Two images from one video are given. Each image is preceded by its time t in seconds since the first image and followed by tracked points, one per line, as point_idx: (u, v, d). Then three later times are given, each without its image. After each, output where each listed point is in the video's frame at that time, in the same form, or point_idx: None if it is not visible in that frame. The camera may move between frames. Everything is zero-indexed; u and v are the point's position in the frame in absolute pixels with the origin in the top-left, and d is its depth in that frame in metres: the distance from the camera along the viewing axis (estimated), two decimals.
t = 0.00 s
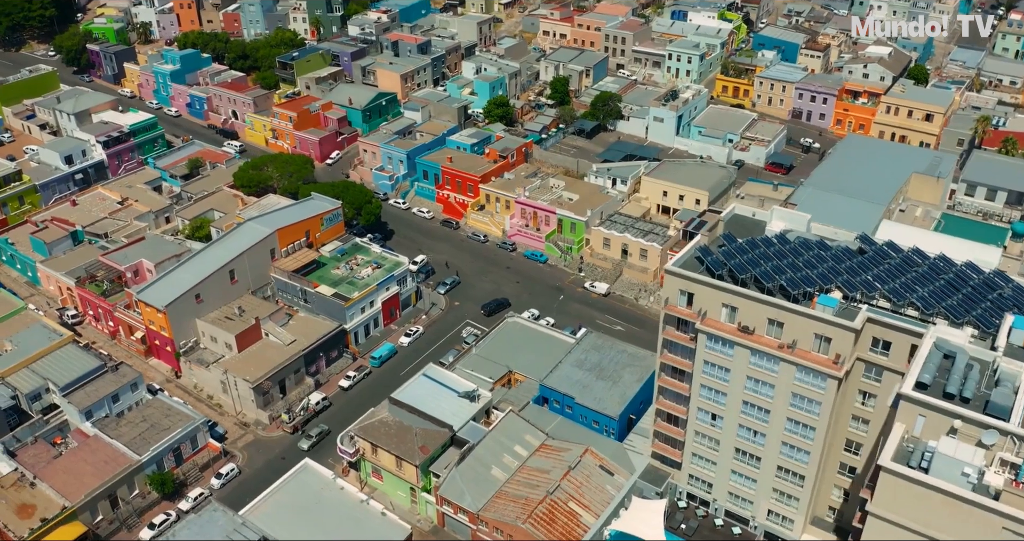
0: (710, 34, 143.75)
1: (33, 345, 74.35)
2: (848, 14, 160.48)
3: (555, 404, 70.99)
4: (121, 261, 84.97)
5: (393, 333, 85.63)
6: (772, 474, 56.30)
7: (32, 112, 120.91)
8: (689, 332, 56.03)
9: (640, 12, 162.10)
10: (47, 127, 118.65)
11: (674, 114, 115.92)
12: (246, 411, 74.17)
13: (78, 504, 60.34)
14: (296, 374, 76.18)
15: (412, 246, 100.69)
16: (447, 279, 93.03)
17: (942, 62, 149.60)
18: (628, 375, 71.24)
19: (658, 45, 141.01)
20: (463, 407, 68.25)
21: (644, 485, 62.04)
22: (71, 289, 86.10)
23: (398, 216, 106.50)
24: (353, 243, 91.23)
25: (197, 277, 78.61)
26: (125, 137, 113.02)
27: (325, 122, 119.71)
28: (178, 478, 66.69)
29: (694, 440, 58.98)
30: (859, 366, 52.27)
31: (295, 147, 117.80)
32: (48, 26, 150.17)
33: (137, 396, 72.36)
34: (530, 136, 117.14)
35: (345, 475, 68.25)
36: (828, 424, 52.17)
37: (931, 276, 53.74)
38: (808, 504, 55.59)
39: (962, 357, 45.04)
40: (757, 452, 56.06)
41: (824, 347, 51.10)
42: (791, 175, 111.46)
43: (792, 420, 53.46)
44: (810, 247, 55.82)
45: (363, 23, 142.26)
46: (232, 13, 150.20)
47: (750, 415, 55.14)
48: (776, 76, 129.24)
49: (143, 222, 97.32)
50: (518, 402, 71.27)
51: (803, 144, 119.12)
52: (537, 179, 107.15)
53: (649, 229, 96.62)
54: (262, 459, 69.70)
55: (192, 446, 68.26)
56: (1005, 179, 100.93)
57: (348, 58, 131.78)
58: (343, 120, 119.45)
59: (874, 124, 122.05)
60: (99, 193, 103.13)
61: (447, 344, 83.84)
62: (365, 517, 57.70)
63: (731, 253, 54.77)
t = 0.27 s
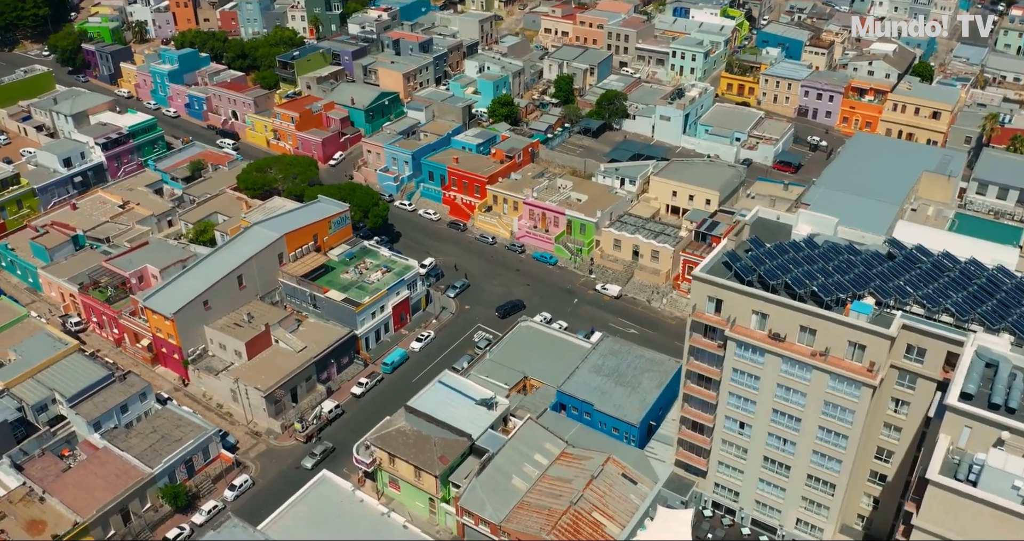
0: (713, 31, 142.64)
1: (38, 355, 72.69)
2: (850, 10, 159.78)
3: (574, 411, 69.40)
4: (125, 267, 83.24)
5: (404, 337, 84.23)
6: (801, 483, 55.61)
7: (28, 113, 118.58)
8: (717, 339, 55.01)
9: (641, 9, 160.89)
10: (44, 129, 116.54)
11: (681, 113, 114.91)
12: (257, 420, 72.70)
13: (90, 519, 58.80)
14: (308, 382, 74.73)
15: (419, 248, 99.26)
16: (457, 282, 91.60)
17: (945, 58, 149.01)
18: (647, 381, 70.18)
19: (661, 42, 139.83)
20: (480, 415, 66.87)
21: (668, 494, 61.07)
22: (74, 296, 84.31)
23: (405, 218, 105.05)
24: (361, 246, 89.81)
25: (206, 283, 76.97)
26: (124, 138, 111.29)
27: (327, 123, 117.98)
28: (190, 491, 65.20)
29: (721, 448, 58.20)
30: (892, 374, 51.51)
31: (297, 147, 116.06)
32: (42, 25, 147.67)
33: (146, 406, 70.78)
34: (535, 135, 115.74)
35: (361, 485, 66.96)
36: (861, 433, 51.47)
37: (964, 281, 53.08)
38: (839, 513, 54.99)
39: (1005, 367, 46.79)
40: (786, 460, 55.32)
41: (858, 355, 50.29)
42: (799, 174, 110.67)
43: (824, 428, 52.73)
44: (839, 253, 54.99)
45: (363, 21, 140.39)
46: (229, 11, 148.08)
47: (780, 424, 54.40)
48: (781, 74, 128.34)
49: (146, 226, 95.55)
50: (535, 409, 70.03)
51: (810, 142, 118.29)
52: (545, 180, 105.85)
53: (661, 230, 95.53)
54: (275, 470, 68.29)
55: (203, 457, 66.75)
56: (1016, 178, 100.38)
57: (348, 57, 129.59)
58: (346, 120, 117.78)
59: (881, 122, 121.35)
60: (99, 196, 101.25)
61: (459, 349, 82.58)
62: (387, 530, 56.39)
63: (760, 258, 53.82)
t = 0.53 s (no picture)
0: (716, 29, 141.71)
1: (43, 363, 71.21)
2: (852, 8, 159.15)
3: (590, 417, 68.28)
4: (129, 273, 81.82)
5: (413, 342, 83.02)
6: (827, 490, 55.05)
7: (25, 115, 116.73)
8: (742, 346, 54.24)
9: (643, 7, 159.77)
10: (41, 131, 114.77)
11: (687, 112, 114.09)
12: (267, 428, 71.45)
13: (101, 534, 57.49)
14: (318, 389, 73.53)
15: (426, 250, 98.00)
16: (466, 285, 90.38)
17: (948, 55, 148.45)
18: (664, 386, 69.26)
19: (664, 40, 138.79)
20: (496, 422, 65.77)
21: (690, 502, 60.24)
22: (77, 302, 82.78)
23: (410, 220, 103.81)
24: (369, 249, 88.60)
25: (213, 288, 75.67)
26: (124, 140, 109.65)
27: (329, 123, 116.49)
28: (202, 502, 63.91)
29: (745, 455, 57.61)
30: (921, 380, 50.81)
31: (300, 148, 114.59)
32: (37, 25, 145.57)
33: (154, 415, 69.42)
34: (540, 135, 114.52)
35: (376, 494, 65.87)
36: (890, 441, 50.87)
37: (993, 285, 52.45)
38: (865, 521, 54.49)
39: None
40: (812, 468, 54.72)
41: (888, 362, 49.61)
42: (807, 173, 109.84)
43: (852, 436, 52.14)
44: (866, 257, 54.32)
45: (364, 20, 138.63)
46: (227, 10, 146.30)
47: (807, 431, 53.76)
48: (786, 72, 127.53)
49: (148, 230, 94.05)
50: (550, 415, 68.99)
51: (817, 141, 117.59)
52: (551, 181, 104.75)
53: (671, 231, 94.59)
54: (288, 479, 67.12)
55: (215, 467, 65.46)
56: None
57: (349, 57, 127.91)
58: (348, 120, 116.34)
59: (887, 120, 120.72)
60: (100, 200, 99.66)
61: (470, 354, 81.46)
62: None
63: (786, 264, 53.10)
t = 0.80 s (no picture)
0: (720, 26, 140.65)
1: (48, 374, 69.49)
2: (854, 4, 158.48)
3: (609, 425, 67.32)
4: (135, 279, 80.16)
5: (425, 348, 81.67)
6: (858, 500, 54.24)
7: (21, 117, 114.63)
8: (772, 354, 53.22)
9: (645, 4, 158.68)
10: (38, 133, 112.65)
11: (695, 111, 113.05)
12: (280, 438, 69.98)
13: None
14: (331, 397, 72.13)
15: (434, 253, 96.57)
16: (476, 289, 88.98)
17: (951, 52, 147.97)
18: (685, 392, 68.27)
19: (668, 38, 137.68)
20: (516, 431, 64.53)
21: (716, 511, 59.09)
22: (81, 310, 81.01)
23: (417, 223, 102.44)
24: (377, 253, 87.18)
25: (222, 295, 74.10)
26: (124, 142, 107.63)
27: (331, 124, 114.80)
28: (216, 515, 62.46)
29: (774, 465, 56.63)
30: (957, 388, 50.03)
31: (303, 150, 112.94)
32: (30, 25, 143.17)
33: (164, 426, 67.89)
34: (547, 135, 113.17)
35: (393, 505, 64.59)
36: (925, 450, 50.13)
37: None
38: (897, 530, 53.74)
39: None
40: (844, 477, 53.87)
41: (924, 371, 48.78)
42: (816, 172, 108.80)
43: (886, 445, 51.35)
44: (897, 263, 53.50)
45: (365, 19, 136.24)
46: (224, 8, 144.19)
47: (839, 440, 52.88)
48: (792, 70, 126.70)
49: (151, 234, 92.34)
50: (569, 423, 67.82)
51: (824, 139, 116.81)
52: (559, 182, 103.50)
53: (682, 232, 93.56)
54: (303, 491, 65.78)
55: (228, 480, 64.01)
56: None
57: (350, 56, 126.11)
58: (352, 121, 114.77)
59: (894, 119, 120.02)
60: (101, 204, 97.79)
61: (483, 359, 80.17)
62: None
63: (818, 270, 52.18)
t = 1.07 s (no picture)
0: (723, 23, 139.51)
1: (56, 385, 67.79)
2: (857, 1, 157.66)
3: (630, 432, 66.79)
4: (141, 286, 78.50)
5: (438, 354, 80.29)
6: (891, 509, 53.42)
7: (18, 119, 112.56)
8: (804, 363, 52.31)
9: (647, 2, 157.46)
10: (36, 135, 110.58)
11: (703, 110, 111.96)
12: (294, 448, 68.64)
13: None
14: (345, 406, 70.77)
15: (444, 257, 95.28)
16: (487, 293, 87.63)
17: (955, 49, 147.36)
18: (706, 399, 67.41)
19: (672, 36, 136.49)
20: (536, 440, 63.34)
21: (745, 522, 58.05)
22: (87, 318, 79.33)
23: (424, 225, 101.04)
24: (387, 257, 85.81)
25: (233, 302, 72.59)
26: (124, 145, 105.55)
27: (335, 125, 113.21)
28: (232, 530, 61.07)
29: (804, 474, 55.72)
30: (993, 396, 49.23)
31: (306, 151, 111.34)
32: (24, 25, 140.77)
33: (176, 438, 66.35)
34: (554, 135, 111.82)
35: (412, 517, 63.34)
36: (962, 459, 49.27)
37: None
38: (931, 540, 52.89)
39: None
40: (876, 487, 53.04)
41: (961, 379, 47.96)
42: (825, 172, 107.89)
43: (920, 454, 50.49)
44: (930, 269, 52.76)
45: (366, 17, 134.49)
46: (222, 7, 142.13)
47: (872, 449, 52.05)
48: (798, 68, 125.74)
49: (155, 239, 90.59)
50: (589, 431, 66.65)
51: (832, 138, 115.99)
52: (568, 182, 102.24)
53: (695, 234, 92.52)
54: (319, 503, 64.40)
55: (243, 493, 62.59)
56: None
57: (353, 55, 124.38)
58: (355, 122, 113.18)
59: (901, 117, 119.33)
60: (103, 208, 95.92)
61: (497, 365, 78.83)
62: None
63: (851, 277, 51.44)
